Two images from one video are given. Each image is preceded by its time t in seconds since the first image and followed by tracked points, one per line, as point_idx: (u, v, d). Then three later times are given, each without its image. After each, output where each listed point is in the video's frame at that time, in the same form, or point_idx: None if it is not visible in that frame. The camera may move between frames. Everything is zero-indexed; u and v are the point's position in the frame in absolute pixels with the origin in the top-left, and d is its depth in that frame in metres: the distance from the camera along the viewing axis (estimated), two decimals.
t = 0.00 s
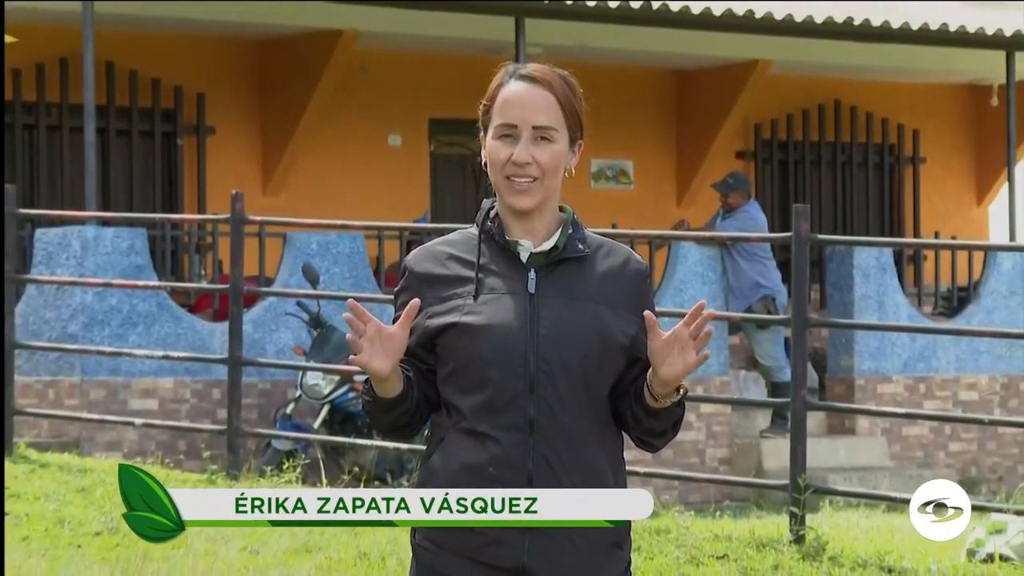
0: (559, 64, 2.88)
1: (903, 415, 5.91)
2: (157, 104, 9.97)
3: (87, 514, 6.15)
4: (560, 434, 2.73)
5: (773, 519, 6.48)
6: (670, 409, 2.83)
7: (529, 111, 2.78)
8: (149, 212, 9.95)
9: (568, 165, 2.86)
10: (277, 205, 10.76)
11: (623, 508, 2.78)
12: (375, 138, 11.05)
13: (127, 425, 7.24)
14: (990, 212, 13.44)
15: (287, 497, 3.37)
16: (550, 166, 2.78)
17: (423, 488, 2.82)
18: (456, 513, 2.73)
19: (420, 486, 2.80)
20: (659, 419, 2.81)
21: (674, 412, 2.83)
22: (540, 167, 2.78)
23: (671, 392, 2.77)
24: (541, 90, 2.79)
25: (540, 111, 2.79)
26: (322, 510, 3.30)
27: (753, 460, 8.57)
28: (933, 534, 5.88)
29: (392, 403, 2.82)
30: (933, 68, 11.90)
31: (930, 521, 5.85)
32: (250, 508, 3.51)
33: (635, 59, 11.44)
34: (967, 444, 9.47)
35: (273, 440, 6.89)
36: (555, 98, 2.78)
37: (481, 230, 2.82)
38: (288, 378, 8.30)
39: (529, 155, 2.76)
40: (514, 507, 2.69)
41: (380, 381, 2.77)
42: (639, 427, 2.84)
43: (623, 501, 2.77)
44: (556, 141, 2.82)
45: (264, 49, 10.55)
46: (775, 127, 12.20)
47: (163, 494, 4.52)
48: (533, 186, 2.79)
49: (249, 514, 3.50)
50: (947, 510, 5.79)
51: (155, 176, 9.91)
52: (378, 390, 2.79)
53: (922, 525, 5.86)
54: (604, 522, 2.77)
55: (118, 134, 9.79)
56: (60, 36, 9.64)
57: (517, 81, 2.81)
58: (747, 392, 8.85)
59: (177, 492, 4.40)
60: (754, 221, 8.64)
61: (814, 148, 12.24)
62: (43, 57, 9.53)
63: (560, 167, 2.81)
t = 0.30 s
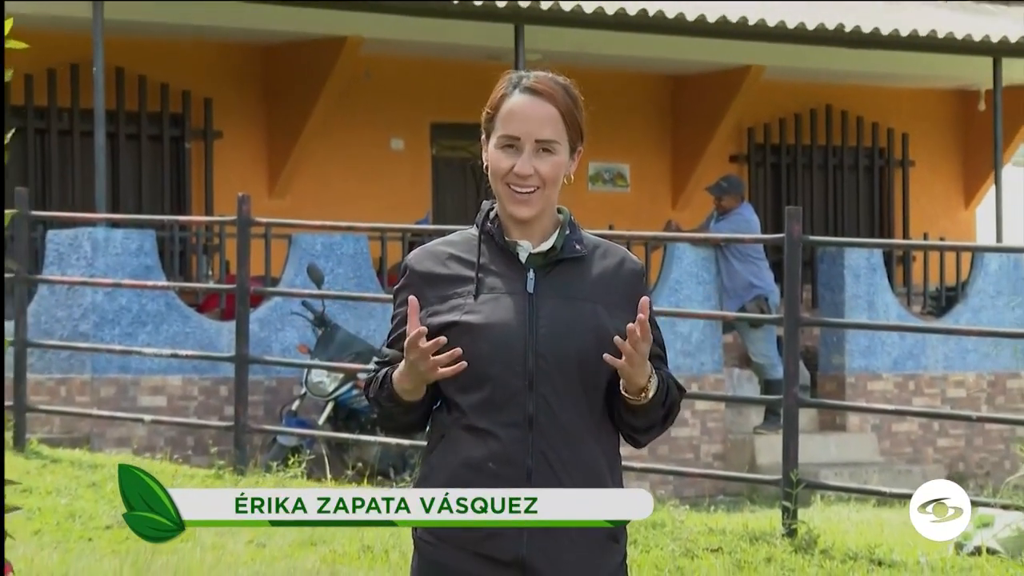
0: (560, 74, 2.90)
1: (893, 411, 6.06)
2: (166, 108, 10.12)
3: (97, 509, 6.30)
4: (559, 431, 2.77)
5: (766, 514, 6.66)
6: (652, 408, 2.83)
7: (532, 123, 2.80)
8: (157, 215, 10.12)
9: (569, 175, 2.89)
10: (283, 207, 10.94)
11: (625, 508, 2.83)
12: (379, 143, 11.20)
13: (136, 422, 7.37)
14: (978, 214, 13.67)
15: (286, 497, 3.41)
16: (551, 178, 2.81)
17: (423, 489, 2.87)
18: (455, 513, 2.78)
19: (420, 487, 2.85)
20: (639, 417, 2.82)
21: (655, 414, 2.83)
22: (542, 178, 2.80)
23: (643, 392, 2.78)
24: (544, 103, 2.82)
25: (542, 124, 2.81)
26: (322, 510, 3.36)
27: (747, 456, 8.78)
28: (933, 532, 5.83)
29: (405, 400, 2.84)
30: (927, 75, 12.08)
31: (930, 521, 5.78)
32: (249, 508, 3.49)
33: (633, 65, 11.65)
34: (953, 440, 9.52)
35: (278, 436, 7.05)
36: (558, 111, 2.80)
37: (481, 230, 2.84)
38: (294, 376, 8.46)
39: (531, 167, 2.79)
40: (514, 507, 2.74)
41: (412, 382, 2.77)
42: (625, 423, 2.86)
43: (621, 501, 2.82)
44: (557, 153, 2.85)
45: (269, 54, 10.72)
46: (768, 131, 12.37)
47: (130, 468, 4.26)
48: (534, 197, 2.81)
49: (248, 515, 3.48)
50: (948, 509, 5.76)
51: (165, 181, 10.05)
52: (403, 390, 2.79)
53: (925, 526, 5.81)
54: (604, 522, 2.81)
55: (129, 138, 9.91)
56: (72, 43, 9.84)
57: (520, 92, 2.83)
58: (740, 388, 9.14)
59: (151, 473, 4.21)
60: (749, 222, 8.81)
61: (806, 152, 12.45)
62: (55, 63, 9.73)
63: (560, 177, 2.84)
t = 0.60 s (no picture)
0: (561, 84, 2.98)
1: (877, 407, 6.32)
2: (180, 115, 10.47)
3: (115, 500, 6.59)
4: (559, 427, 2.85)
5: (755, 504, 6.99)
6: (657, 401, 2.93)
7: (532, 132, 2.88)
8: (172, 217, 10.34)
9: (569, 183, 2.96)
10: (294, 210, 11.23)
11: (625, 509, 2.93)
12: (383, 151, 11.55)
13: (151, 417, 7.62)
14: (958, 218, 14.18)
15: (287, 497, 3.50)
16: (550, 185, 2.89)
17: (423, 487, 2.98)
18: (456, 513, 2.87)
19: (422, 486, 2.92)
20: (642, 409, 2.92)
21: (656, 406, 2.93)
22: (542, 185, 2.89)
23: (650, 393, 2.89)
24: (544, 113, 2.90)
25: (542, 133, 2.89)
26: (323, 510, 3.42)
27: (737, 449, 9.17)
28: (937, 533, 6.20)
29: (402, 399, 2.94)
30: (913, 84, 12.45)
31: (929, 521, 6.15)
32: (249, 508, 3.60)
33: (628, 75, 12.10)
34: (937, 434, 10.04)
35: (288, 431, 7.36)
36: (557, 120, 2.88)
37: (482, 232, 2.92)
38: (302, 373, 8.73)
39: (531, 174, 2.88)
40: (514, 507, 2.82)
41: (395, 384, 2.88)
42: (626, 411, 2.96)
43: (622, 502, 2.93)
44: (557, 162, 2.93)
45: (277, 66, 11.09)
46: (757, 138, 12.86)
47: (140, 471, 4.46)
48: (534, 203, 2.90)
49: (249, 514, 3.59)
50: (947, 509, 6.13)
51: (179, 183, 10.32)
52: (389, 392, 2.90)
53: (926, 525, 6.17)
54: (603, 520, 2.91)
55: (144, 144, 10.22)
56: (88, 54, 10.25)
57: (521, 102, 2.91)
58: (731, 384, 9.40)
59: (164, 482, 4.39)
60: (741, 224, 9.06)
61: (794, 158, 12.96)
62: (73, 73, 10.15)
63: (560, 184, 2.92)
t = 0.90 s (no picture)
0: (554, 91, 3.25)
1: (860, 402, 6.63)
2: (194, 124, 11.26)
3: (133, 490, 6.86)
4: (556, 422, 3.11)
5: (744, 496, 7.36)
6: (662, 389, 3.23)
7: (530, 132, 3.15)
8: (187, 220, 11.14)
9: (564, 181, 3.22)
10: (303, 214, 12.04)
11: (622, 509, 3.18)
12: (389, 157, 12.42)
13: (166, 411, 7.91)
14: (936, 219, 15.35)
15: (287, 497, 3.85)
16: (547, 181, 3.15)
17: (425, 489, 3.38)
18: (456, 513, 3.13)
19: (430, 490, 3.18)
20: (651, 398, 3.22)
21: (664, 393, 3.23)
22: (539, 181, 3.14)
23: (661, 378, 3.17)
24: (541, 114, 3.17)
25: (539, 133, 3.16)
26: (322, 509, 3.78)
27: (727, 442, 9.54)
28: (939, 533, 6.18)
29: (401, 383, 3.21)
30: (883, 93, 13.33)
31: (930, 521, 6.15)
32: (249, 509, 3.89)
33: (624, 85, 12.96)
34: (916, 428, 10.44)
35: (297, 424, 7.68)
36: (553, 120, 3.14)
37: (484, 236, 3.19)
38: (312, 369, 9.08)
39: (530, 170, 3.14)
40: (514, 507, 3.07)
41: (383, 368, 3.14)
42: (631, 403, 3.24)
43: (619, 503, 3.17)
44: (553, 160, 3.18)
45: (289, 78, 11.93)
46: (746, 146, 13.89)
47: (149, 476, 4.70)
48: (532, 199, 3.15)
49: (248, 514, 3.89)
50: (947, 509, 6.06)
51: (192, 189, 11.06)
52: (382, 375, 3.17)
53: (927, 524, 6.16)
54: (600, 520, 3.15)
55: (160, 151, 10.95)
56: (104, 64, 11.07)
57: (518, 105, 3.18)
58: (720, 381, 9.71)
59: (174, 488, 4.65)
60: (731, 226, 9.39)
61: (780, 164, 14.00)
62: (92, 83, 10.97)
63: (556, 181, 3.18)
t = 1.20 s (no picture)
0: (551, 100, 3.42)
1: (843, 397, 6.95)
2: (207, 132, 12.07)
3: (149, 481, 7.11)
4: (555, 417, 3.25)
5: (733, 487, 7.71)
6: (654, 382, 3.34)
7: (529, 138, 3.31)
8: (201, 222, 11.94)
9: (561, 184, 3.38)
10: (311, 218, 12.88)
11: (619, 508, 3.31)
12: (395, 164, 13.24)
13: (181, 407, 8.23)
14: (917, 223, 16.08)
15: (287, 498, 4.13)
16: (546, 185, 3.30)
17: (424, 491, 3.56)
18: (456, 512, 3.26)
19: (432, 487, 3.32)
20: (643, 390, 3.32)
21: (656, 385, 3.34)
22: (538, 185, 3.30)
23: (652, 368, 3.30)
24: (540, 121, 3.33)
25: (538, 139, 3.32)
26: (321, 509, 4.07)
27: (716, 436, 10.03)
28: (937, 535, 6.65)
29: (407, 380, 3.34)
30: (859, 101, 14.18)
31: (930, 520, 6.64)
32: (249, 508, 4.19)
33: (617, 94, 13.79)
34: (897, 422, 10.80)
35: (306, 419, 8.02)
36: (552, 126, 3.31)
37: (484, 239, 3.35)
38: (320, 367, 9.46)
39: (529, 174, 3.30)
40: (514, 507, 3.21)
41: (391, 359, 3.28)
42: (625, 398, 3.36)
43: (615, 502, 3.31)
44: (551, 165, 3.34)
45: (301, 89, 12.78)
46: (735, 153, 14.66)
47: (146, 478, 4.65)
48: (531, 202, 3.31)
49: (249, 513, 4.18)
50: (947, 508, 6.57)
51: (205, 196, 11.94)
52: (390, 367, 3.31)
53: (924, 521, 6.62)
54: (604, 517, 3.29)
55: (174, 158, 11.80)
56: (124, 75, 11.88)
57: (518, 112, 3.34)
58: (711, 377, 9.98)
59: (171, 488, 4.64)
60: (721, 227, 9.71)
61: (768, 169, 14.77)
62: (112, 93, 11.76)
63: (553, 186, 3.33)
